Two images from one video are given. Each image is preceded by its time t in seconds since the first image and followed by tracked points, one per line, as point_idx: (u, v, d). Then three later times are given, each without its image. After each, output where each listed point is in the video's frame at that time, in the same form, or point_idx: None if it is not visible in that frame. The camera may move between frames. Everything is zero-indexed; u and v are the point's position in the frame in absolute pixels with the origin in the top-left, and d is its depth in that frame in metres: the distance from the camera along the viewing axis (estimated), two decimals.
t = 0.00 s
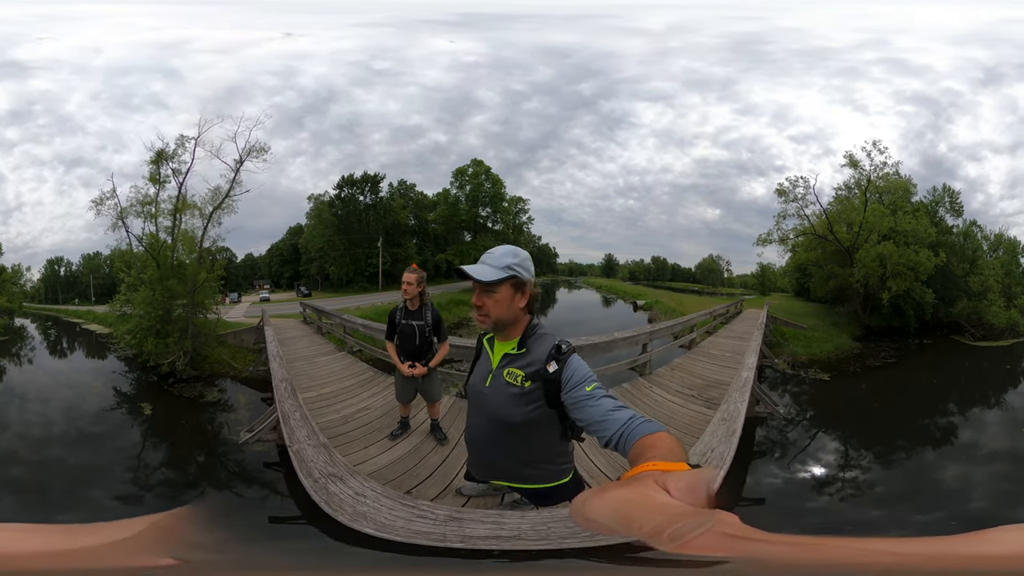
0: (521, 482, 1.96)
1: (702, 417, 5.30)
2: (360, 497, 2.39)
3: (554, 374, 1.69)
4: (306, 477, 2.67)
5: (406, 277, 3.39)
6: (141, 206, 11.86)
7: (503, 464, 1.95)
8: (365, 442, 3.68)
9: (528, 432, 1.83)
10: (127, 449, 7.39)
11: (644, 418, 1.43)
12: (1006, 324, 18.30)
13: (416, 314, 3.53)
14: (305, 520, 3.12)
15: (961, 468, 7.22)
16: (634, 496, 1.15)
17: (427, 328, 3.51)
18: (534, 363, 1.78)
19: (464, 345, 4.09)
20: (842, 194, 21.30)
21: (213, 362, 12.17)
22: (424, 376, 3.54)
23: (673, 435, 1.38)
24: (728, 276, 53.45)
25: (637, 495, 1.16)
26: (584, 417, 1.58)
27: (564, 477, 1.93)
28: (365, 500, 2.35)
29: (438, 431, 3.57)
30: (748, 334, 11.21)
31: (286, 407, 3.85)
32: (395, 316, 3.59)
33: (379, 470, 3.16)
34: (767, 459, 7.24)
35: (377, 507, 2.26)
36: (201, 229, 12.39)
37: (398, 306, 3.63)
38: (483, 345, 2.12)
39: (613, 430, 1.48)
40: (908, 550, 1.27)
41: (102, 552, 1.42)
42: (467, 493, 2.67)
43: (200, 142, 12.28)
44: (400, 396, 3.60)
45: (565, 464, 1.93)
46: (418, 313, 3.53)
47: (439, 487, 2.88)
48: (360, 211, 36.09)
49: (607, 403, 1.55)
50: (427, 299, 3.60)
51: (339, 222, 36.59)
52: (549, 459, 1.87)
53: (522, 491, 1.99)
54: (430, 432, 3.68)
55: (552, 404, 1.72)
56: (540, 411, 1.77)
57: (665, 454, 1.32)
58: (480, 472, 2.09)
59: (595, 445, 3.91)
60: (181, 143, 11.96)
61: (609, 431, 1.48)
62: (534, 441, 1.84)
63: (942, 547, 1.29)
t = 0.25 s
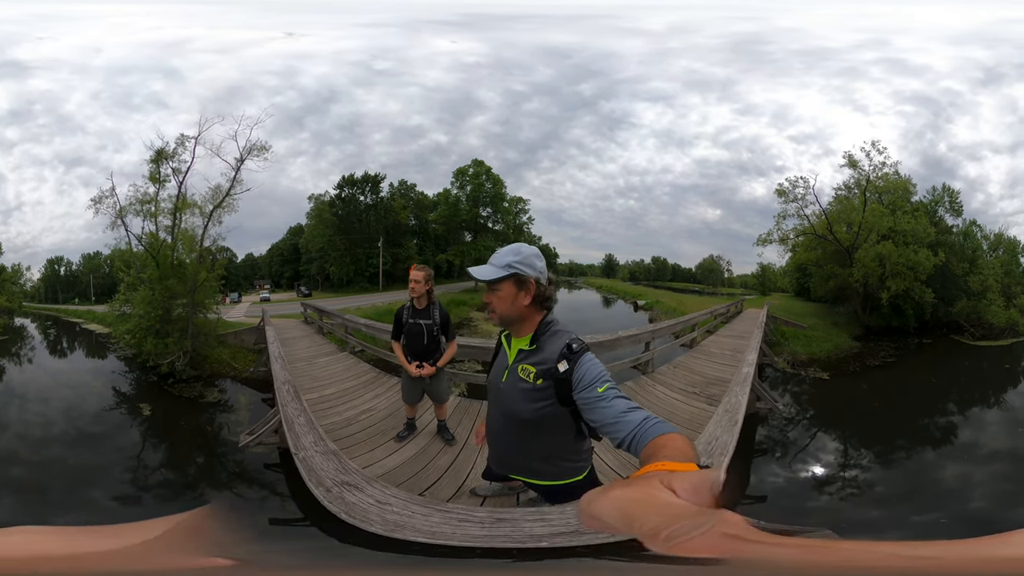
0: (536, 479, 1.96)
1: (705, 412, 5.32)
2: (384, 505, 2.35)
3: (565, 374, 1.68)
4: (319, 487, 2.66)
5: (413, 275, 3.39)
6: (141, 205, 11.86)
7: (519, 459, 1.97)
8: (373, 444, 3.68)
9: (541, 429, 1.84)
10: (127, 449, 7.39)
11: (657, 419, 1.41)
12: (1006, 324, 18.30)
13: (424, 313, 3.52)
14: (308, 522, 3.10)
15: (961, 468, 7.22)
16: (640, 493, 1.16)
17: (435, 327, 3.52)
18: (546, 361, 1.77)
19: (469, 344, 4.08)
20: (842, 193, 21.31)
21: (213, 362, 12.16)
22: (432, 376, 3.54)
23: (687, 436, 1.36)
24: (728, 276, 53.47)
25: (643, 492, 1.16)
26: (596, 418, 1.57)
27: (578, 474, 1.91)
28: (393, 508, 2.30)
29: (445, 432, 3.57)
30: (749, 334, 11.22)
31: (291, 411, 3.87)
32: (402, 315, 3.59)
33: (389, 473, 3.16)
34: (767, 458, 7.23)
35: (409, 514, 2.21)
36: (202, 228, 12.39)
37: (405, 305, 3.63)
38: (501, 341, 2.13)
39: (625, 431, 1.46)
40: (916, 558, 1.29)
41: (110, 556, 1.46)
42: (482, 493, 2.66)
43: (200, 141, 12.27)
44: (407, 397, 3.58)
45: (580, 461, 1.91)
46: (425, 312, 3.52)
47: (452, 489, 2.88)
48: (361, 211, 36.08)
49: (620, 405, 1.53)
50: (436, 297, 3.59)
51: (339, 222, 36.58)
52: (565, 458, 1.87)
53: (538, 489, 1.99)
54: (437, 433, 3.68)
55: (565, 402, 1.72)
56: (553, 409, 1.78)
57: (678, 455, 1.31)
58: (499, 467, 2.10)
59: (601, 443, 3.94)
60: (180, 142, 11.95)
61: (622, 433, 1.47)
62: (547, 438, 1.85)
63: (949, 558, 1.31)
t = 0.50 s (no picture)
0: (544, 474, 1.94)
1: (705, 410, 5.30)
2: (401, 508, 2.31)
3: (571, 366, 1.67)
4: (327, 491, 2.63)
5: (418, 272, 3.37)
6: (141, 204, 11.84)
7: (527, 453, 1.95)
8: (377, 445, 3.66)
9: (548, 423, 1.82)
10: (126, 449, 7.37)
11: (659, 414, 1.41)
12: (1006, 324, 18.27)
13: (429, 311, 3.52)
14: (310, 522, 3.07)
15: (961, 467, 7.20)
16: (621, 477, 1.19)
17: (440, 325, 3.51)
18: (553, 353, 1.76)
19: (472, 343, 4.06)
20: (842, 193, 21.32)
21: (213, 361, 12.13)
22: (437, 375, 3.53)
23: (687, 433, 1.36)
24: (728, 276, 53.45)
25: (624, 477, 1.19)
26: (601, 411, 1.56)
27: (585, 470, 1.90)
28: (413, 511, 2.26)
29: (450, 432, 3.56)
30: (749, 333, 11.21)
31: (294, 413, 3.85)
32: (406, 314, 3.57)
33: (396, 473, 3.14)
34: (767, 458, 7.21)
35: (434, 516, 2.14)
36: (202, 227, 12.38)
37: (409, 303, 3.61)
38: (510, 332, 2.11)
39: (628, 425, 1.46)
40: (916, 562, 1.28)
41: (105, 557, 1.45)
42: (491, 492, 2.65)
43: (200, 140, 12.25)
44: (412, 396, 3.56)
45: (587, 457, 1.90)
46: (431, 310, 3.52)
47: (460, 488, 2.87)
48: (361, 211, 36.05)
49: (625, 399, 1.52)
50: (441, 294, 3.57)
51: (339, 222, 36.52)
52: (572, 453, 1.85)
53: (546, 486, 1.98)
54: (441, 433, 3.68)
55: (571, 396, 1.71)
56: (560, 402, 1.76)
57: (676, 451, 1.29)
58: (507, 463, 2.08)
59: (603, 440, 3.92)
60: (181, 141, 11.94)
61: (625, 427, 1.46)
62: (555, 431, 1.82)
63: (941, 560, 1.35)
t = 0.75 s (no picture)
0: (541, 475, 1.93)
1: (705, 410, 5.29)
2: (403, 507, 2.30)
3: (574, 364, 1.66)
4: (328, 491, 2.63)
5: (420, 272, 3.37)
6: (140, 204, 11.82)
7: (526, 453, 1.94)
8: (377, 445, 3.65)
9: (548, 422, 1.81)
10: (126, 449, 7.36)
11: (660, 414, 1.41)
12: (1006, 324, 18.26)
13: (430, 310, 3.52)
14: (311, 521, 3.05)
15: (962, 467, 7.19)
16: (617, 475, 1.19)
17: (440, 325, 3.50)
18: (556, 351, 1.75)
19: (472, 343, 4.06)
20: (842, 193, 21.31)
21: (213, 361, 12.12)
22: (437, 374, 3.52)
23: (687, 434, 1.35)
24: (728, 276, 53.45)
25: (620, 475, 1.20)
26: (602, 410, 1.56)
27: (582, 471, 1.91)
28: (415, 510, 2.25)
29: (450, 431, 3.55)
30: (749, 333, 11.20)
31: (294, 412, 3.84)
32: (407, 313, 3.56)
33: (396, 472, 3.14)
34: (767, 458, 7.20)
35: (435, 516, 2.13)
36: (202, 227, 12.37)
37: (409, 303, 3.60)
38: (510, 331, 2.10)
39: (628, 425, 1.46)
40: (914, 562, 1.27)
41: (105, 557, 1.44)
42: (491, 492, 2.65)
43: (200, 140, 12.24)
44: (412, 396, 3.55)
45: (585, 458, 1.90)
46: (432, 309, 3.52)
47: (461, 488, 2.86)
48: (361, 210, 36.03)
49: (626, 398, 1.52)
50: (441, 294, 3.57)
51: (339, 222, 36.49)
52: (571, 453, 1.85)
53: (545, 489, 1.96)
54: (441, 433, 3.67)
55: (573, 395, 1.70)
56: (561, 401, 1.75)
57: (677, 453, 1.28)
58: (505, 465, 2.07)
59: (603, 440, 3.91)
60: (181, 141, 11.93)
61: (625, 427, 1.46)
62: (555, 431, 1.82)
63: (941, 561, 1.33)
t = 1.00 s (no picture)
0: (541, 476, 1.93)
1: (705, 409, 5.29)
2: (403, 507, 2.31)
3: (576, 362, 1.66)
4: (327, 491, 2.63)
5: (420, 272, 3.36)
6: (140, 204, 11.83)
7: (527, 454, 1.94)
8: (376, 444, 3.65)
9: (549, 422, 1.81)
10: (126, 449, 7.35)
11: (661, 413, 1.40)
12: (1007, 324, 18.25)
13: (430, 310, 3.51)
14: (311, 520, 3.05)
15: (962, 467, 7.19)
16: (616, 475, 1.19)
17: (440, 324, 3.50)
18: (558, 350, 1.75)
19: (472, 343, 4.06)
20: (842, 193, 21.32)
21: (213, 361, 12.12)
22: (437, 374, 3.52)
23: (687, 433, 1.35)
24: (728, 276, 53.46)
25: (619, 474, 1.19)
26: (603, 409, 1.56)
27: (582, 473, 1.91)
28: (415, 510, 2.26)
29: (450, 431, 3.55)
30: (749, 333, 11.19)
31: (294, 412, 3.84)
32: (407, 312, 3.56)
33: (396, 472, 3.14)
34: (768, 458, 7.20)
35: (434, 516, 2.14)
36: (202, 227, 12.38)
37: (409, 302, 3.60)
38: (510, 331, 2.09)
39: (629, 423, 1.46)
40: (917, 562, 1.26)
41: (105, 557, 1.44)
42: (491, 492, 2.66)
43: (200, 140, 12.22)
44: (412, 396, 3.55)
45: (586, 459, 1.90)
46: (432, 309, 3.51)
47: (460, 488, 2.86)
48: (361, 210, 36.02)
49: (627, 397, 1.52)
50: (441, 294, 3.57)
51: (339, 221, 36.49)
52: (572, 453, 1.85)
53: (546, 490, 1.96)
54: (442, 433, 3.67)
55: (575, 394, 1.70)
56: (562, 400, 1.75)
57: (677, 453, 1.28)
58: (505, 466, 2.06)
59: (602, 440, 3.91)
60: (181, 141, 11.94)
61: (626, 425, 1.47)
62: (556, 431, 1.82)
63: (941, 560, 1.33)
